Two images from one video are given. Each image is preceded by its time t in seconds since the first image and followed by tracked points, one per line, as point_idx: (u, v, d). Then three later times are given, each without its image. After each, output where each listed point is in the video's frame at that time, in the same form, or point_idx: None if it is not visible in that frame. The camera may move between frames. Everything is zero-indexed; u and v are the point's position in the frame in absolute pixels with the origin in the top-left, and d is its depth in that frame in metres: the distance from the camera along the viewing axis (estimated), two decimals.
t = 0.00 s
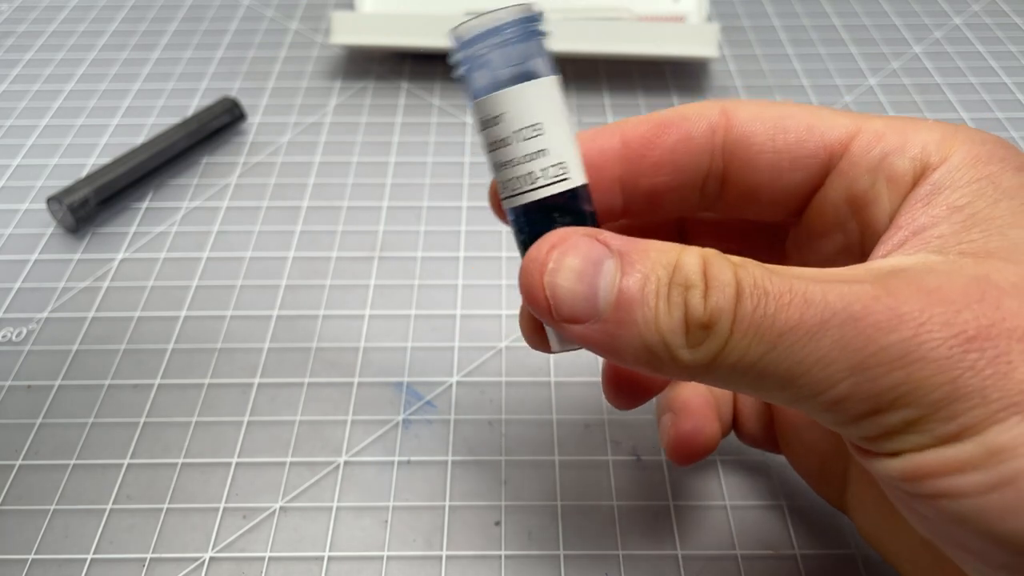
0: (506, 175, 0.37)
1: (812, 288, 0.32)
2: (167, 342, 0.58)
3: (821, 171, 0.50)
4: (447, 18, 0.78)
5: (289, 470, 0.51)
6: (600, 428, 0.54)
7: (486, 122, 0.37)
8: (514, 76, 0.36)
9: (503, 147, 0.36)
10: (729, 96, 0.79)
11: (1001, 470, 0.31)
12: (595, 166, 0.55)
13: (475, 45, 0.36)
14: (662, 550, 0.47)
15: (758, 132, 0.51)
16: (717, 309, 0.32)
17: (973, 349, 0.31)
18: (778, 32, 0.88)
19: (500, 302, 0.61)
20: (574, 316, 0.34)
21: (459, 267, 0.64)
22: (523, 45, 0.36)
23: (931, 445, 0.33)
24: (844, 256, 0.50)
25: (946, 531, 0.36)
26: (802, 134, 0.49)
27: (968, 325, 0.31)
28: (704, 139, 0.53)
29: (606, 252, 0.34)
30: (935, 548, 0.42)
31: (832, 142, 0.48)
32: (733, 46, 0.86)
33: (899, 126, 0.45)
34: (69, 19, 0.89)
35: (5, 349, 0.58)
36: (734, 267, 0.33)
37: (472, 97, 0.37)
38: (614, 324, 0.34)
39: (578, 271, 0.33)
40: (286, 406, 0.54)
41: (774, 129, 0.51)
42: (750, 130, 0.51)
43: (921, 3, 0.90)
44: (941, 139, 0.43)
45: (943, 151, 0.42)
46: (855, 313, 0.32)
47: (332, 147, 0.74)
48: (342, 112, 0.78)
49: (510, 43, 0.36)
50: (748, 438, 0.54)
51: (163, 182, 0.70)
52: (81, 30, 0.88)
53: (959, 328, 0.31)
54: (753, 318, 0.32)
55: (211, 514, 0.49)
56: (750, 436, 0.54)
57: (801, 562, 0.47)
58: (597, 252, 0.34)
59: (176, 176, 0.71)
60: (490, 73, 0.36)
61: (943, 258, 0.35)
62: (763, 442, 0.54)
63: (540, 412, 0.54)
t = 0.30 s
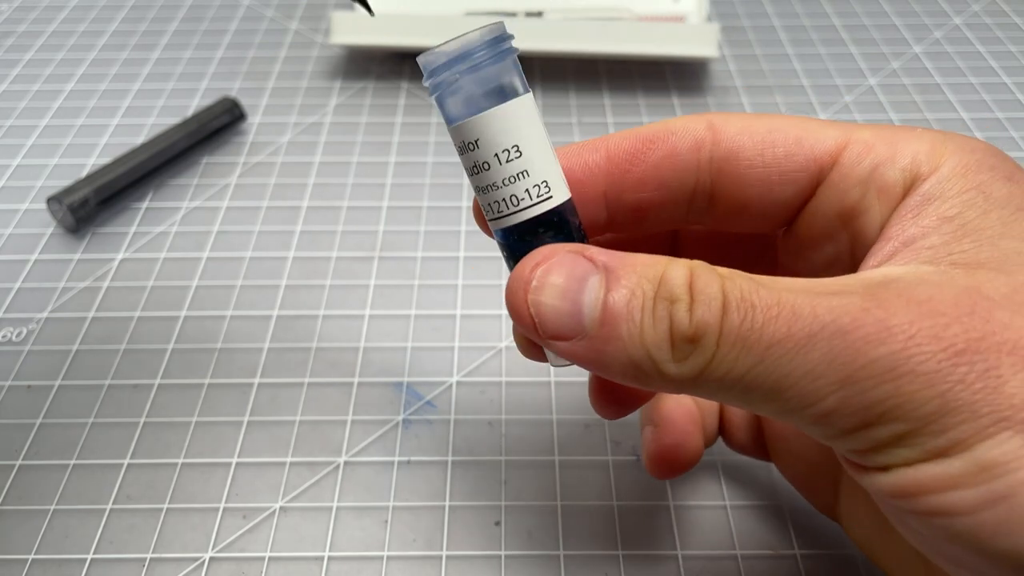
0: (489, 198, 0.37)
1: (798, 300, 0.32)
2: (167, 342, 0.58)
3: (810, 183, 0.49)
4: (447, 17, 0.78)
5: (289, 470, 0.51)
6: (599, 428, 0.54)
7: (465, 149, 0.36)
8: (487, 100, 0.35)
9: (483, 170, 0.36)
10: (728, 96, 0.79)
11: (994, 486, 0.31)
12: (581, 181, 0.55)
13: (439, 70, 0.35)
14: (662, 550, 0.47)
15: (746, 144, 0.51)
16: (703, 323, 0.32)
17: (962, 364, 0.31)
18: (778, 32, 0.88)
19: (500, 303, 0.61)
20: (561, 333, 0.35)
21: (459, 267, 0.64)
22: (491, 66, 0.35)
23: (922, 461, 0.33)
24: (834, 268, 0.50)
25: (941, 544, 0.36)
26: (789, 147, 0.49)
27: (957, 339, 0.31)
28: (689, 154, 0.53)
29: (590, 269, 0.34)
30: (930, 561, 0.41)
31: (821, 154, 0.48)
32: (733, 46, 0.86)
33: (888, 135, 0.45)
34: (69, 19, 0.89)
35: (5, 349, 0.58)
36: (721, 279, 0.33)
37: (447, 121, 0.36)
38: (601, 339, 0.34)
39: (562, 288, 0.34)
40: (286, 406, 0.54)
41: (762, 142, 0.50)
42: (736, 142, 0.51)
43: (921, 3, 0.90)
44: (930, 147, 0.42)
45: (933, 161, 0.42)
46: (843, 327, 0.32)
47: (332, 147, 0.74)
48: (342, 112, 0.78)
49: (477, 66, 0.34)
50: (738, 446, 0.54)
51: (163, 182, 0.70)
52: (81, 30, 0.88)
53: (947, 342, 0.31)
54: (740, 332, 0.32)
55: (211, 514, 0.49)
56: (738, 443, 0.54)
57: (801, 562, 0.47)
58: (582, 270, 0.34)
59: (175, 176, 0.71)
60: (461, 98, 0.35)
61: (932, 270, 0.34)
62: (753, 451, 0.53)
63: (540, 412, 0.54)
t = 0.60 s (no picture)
0: (498, 221, 0.37)
1: (800, 314, 0.32)
2: (167, 342, 0.58)
3: (812, 197, 0.49)
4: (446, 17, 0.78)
5: (290, 470, 0.51)
6: (600, 429, 0.54)
7: (475, 173, 0.36)
8: (496, 126, 0.35)
9: (492, 195, 0.36)
10: (728, 96, 0.79)
11: (992, 497, 0.32)
12: (585, 198, 0.54)
13: (446, 99, 0.34)
14: (662, 550, 0.47)
15: (749, 160, 0.51)
16: (704, 337, 0.32)
17: (962, 377, 0.31)
18: (778, 32, 0.88)
19: (500, 303, 0.61)
20: (567, 350, 0.35)
21: (459, 267, 0.64)
22: (498, 91, 0.34)
23: (922, 471, 0.33)
24: (837, 279, 0.50)
25: (941, 553, 0.36)
26: (792, 162, 0.49)
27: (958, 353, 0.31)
28: (692, 170, 0.53)
29: (595, 286, 0.35)
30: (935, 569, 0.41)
31: (823, 169, 0.48)
32: (733, 46, 0.86)
33: (887, 150, 0.45)
34: (69, 18, 0.89)
35: (5, 349, 0.58)
36: (722, 293, 0.33)
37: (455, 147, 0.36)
38: (606, 355, 0.35)
39: (564, 307, 0.35)
40: (286, 407, 0.54)
41: (764, 157, 0.50)
42: (739, 157, 0.51)
43: (921, 3, 0.90)
44: (930, 161, 0.42)
45: (933, 175, 0.42)
46: (844, 341, 0.32)
47: (332, 147, 0.74)
48: (342, 112, 0.78)
49: (484, 92, 0.34)
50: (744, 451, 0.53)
51: (163, 182, 0.70)
52: (81, 30, 0.88)
53: (947, 355, 0.31)
54: (741, 346, 0.32)
55: (211, 514, 0.49)
56: (745, 450, 0.53)
57: (801, 562, 0.47)
58: (588, 287, 0.35)
59: (176, 175, 0.71)
60: (470, 125, 0.35)
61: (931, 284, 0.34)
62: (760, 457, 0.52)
63: (540, 412, 0.54)
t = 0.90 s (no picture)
0: (483, 245, 0.37)
1: (780, 335, 0.32)
2: (167, 342, 0.58)
3: (797, 215, 0.49)
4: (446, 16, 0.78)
5: (289, 470, 0.51)
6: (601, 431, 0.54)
7: (457, 199, 0.36)
8: (478, 151, 0.35)
9: (475, 221, 0.36)
10: (728, 96, 0.79)
11: (974, 518, 0.32)
12: (569, 217, 0.55)
13: (427, 123, 0.34)
14: (663, 549, 0.47)
15: (732, 179, 0.50)
16: (685, 358, 0.33)
17: (943, 397, 0.31)
18: (778, 32, 0.88)
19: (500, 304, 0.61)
20: (551, 372, 0.36)
21: (459, 267, 0.64)
22: (477, 118, 0.35)
23: (905, 491, 0.33)
24: (825, 294, 0.50)
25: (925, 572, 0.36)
26: (774, 181, 0.49)
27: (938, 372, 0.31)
28: (676, 190, 0.52)
29: (579, 308, 0.35)
30: None
31: (808, 187, 0.48)
32: (733, 46, 0.86)
33: (872, 167, 0.45)
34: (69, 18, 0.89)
35: (6, 349, 0.58)
36: (704, 314, 0.33)
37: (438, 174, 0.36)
38: (588, 376, 0.35)
39: (547, 330, 0.35)
40: (286, 407, 0.54)
41: (748, 176, 0.50)
42: (721, 177, 0.51)
43: (921, 3, 0.90)
44: (912, 180, 0.42)
45: (916, 192, 0.41)
46: (824, 362, 0.32)
47: (332, 147, 0.74)
48: (341, 112, 0.78)
49: (466, 117, 0.35)
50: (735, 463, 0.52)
51: (162, 182, 0.70)
52: (81, 30, 0.87)
53: (928, 375, 0.31)
54: (722, 367, 0.32)
55: (211, 514, 0.49)
56: (735, 462, 0.52)
57: (801, 561, 0.47)
58: (570, 309, 0.35)
59: (175, 175, 0.71)
60: (452, 150, 0.35)
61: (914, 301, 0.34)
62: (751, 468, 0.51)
63: (540, 412, 0.55)
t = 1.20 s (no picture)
0: (493, 270, 0.38)
1: (783, 335, 0.32)
2: (167, 342, 0.58)
3: (798, 217, 0.49)
4: (446, 17, 0.77)
5: (289, 470, 0.51)
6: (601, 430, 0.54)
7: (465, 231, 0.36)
8: (476, 180, 0.35)
9: (482, 250, 0.37)
10: (728, 96, 0.79)
11: (979, 516, 0.32)
12: (570, 218, 0.55)
13: (423, 159, 0.34)
14: (663, 550, 0.47)
15: (734, 180, 0.50)
16: (685, 361, 0.33)
17: (949, 397, 0.31)
18: (778, 32, 0.88)
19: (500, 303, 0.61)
20: (559, 385, 0.37)
21: (459, 267, 0.64)
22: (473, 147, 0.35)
23: (910, 490, 0.33)
24: (827, 295, 0.50)
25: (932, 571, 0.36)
26: (776, 183, 0.49)
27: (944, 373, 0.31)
28: (678, 193, 0.52)
29: (579, 321, 0.36)
30: None
31: (809, 188, 0.47)
32: (733, 46, 0.86)
33: (873, 167, 0.45)
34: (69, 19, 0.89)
35: (6, 349, 0.58)
36: (705, 316, 0.33)
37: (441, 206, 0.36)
38: (591, 388, 0.36)
39: (549, 345, 0.36)
40: (286, 407, 0.54)
41: (749, 177, 0.50)
42: (723, 178, 0.51)
43: (921, 3, 0.90)
44: (915, 181, 0.42)
45: (917, 192, 0.41)
46: (827, 363, 0.32)
47: (332, 147, 0.74)
48: (341, 112, 0.78)
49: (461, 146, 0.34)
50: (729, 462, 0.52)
51: (162, 182, 0.70)
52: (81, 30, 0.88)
53: (933, 375, 0.31)
54: (723, 370, 0.32)
55: (211, 514, 0.49)
56: (733, 463, 0.52)
57: (801, 561, 0.47)
58: (571, 323, 0.36)
59: (176, 175, 0.71)
60: (450, 182, 0.35)
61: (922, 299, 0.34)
62: (745, 466, 0.51)
63: (540, 412, 0.55)
